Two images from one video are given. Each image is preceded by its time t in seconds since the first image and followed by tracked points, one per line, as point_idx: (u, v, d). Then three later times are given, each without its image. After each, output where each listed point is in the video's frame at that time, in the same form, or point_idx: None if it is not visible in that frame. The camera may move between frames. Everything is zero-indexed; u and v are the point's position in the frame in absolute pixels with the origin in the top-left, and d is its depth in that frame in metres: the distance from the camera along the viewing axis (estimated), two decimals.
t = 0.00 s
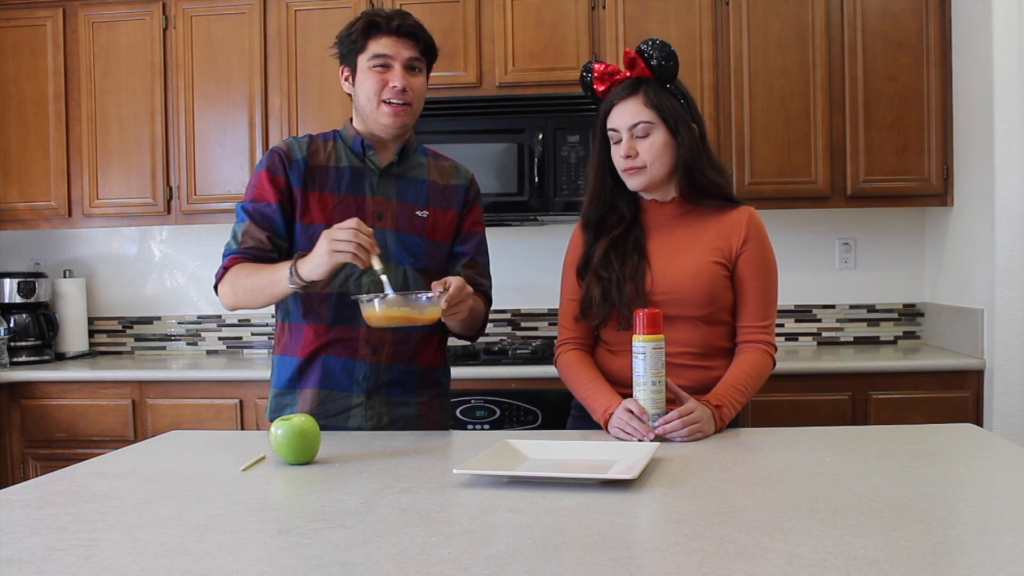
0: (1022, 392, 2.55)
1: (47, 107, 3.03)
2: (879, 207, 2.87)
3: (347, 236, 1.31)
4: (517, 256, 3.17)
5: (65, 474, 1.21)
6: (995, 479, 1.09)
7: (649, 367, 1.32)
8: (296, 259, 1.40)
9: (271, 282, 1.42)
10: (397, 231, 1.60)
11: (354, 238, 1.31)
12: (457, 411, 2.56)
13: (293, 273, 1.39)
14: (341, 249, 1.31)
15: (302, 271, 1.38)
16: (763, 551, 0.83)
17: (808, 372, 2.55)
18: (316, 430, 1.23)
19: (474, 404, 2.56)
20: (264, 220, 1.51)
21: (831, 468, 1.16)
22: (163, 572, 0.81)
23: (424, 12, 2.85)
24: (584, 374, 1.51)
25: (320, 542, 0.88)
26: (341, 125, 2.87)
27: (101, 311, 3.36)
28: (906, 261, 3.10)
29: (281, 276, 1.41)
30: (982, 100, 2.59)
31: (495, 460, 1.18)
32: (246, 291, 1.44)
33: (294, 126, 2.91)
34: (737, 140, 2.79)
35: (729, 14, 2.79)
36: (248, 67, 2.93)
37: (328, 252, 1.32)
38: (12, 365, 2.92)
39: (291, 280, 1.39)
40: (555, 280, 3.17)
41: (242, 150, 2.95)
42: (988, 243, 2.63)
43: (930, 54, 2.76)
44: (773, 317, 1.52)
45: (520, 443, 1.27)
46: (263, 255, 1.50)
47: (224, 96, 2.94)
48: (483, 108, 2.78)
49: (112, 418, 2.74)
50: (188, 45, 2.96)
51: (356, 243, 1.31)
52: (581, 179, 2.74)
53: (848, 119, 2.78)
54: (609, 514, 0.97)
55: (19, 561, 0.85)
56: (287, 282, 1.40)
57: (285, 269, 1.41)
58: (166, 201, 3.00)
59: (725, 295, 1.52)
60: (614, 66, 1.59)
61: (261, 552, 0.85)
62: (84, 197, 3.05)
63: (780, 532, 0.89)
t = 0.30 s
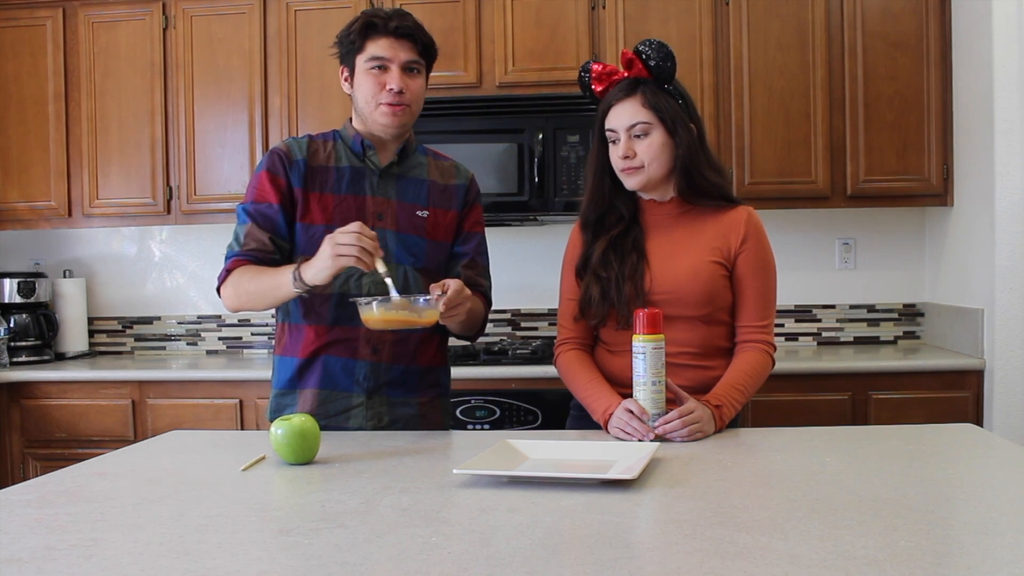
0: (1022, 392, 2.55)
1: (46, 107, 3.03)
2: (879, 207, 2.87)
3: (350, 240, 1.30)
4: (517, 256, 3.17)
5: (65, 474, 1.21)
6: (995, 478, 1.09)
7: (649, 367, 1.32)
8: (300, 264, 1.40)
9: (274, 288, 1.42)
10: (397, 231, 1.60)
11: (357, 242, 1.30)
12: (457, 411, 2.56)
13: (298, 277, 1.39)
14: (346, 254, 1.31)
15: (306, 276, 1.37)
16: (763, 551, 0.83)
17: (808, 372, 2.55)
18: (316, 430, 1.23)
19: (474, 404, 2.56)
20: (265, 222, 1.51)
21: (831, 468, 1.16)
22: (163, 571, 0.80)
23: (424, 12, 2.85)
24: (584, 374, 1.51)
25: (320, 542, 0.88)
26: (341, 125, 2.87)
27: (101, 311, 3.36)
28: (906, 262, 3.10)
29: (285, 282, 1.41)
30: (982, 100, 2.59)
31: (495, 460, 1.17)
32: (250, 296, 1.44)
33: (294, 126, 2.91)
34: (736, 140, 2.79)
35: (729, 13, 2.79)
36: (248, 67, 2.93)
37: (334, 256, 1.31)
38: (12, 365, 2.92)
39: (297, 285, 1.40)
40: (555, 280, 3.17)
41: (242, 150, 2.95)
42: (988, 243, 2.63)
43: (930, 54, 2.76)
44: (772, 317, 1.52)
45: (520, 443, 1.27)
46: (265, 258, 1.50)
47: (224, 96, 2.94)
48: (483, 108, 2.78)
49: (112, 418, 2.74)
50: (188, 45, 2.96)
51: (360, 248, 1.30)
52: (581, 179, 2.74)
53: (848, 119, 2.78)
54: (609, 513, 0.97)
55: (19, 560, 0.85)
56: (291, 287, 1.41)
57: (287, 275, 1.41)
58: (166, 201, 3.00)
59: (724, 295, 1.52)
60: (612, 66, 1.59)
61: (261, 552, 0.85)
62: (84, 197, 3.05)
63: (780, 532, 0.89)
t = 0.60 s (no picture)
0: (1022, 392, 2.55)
1: (46, 107, 3.03)
2: (879, 207, 2.87)
3: (341, 243, 1.30)
4: (517, 256, 3.17)
5: (65, 474, 1.21)
6: (995, 479, 1.09)
7: (649, 367, 1.32)
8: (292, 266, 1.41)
9: (269, 289, 1.42)
10: (397, 231, 1.60)
11: (349, 245, 1.30)
12: (457, 411, 2.56)
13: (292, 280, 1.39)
14: (339, 256, 1.31)
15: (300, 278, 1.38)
16: (762, 551, 0.83)
17: (808, 372, 2.55)
18: (316, 430, 1.23)
19: (474, 404, 2.56)
20: (265, 222, 1.51)
21: (831, 468, 1.16)
22: (163, 571, 0.80)
23: (424, 12, 2.85)
24: (583, 374, 1.51)
25: (321, 542, 0.88)
26: (341, 125, 2.87)
27: (101, 311, 3.36)
28: (906, 262, 3.10)
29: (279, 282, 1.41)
30: (982, 100, 2.59)
31: (495, 460, 1.18)
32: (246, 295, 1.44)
33: (294, 126, 2.91)
34: (736, 140, 2.79)
35: (729, 13, 2.79)
36: (248, 67, 2.93)
37: (327, 259, 1.31)
38: (12, 365, 2.92)
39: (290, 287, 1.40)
40: (555, 280, 3.17)
41: (242, 150, 2.95)
42: (988, 243, 2.63)
43: (930, 54, 2.76)
44: (772, 316, 1.52)
45: (520, 442, 1.27)
46: (264, 257, 1.50)
47: (224, 96, 2.94)
48: (483, 108, 2.78)
49: (113, 418, 2.74)
50: (188, 45, 2.96)
51: (352, 250, 1.30)
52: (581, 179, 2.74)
53: (848, 119, 2.78)
54: (609, 514, 0.97)
55: (19, 561, 0.85)
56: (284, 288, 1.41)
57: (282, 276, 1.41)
58: (166, 201, 3.00)
59: (723, 294, 1.52)
60: (610, 67, 1.59)
61: (262, 552, 0.85)
62: (84, 197, 3.05)
63: (780, 532, 0.89)
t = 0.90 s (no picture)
0: (1022, 392, 2.55)
1: (46, 107, 3.04)
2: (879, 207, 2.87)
3: (330, 251, 1.30)
4: (516, 256, 3.17)
5: (65, 474, 1.21)
6: (995, 479, 1.09)
7: (650, 367, 1.32)
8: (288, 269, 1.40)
9: (265, 293, 1.42)
10: (396, 231, 1.60)
11: (337, 253, 1.30)
12: (457, 411, 2.56)
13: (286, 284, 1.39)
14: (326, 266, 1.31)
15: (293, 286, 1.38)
16: (763, 551, 0.83)
17: (808, 372, 2.55)
18: (316, 430, 1.23)
19: (474, 404, 2.56)
20: (265, 223, 1.51)
21: (831, 468, 1.16)
22: (163, 571, 0.81)
23: (424, 12, 2.85)
24: (583, 374, 1.51)
25: (321, 542, 0.88)
26: (341, 125, 2.87)
27: (101, 311, 3.36)
28: (906, 262, 3.10)
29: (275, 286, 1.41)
30: (982, 100, 2.59)
31: (495, 460, 1.18)
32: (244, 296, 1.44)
33: (294, 127, 2.91)
34: (736, 140, 2.79)
35: (729, 13, 2.79)
36: (248, 67, 2.93)
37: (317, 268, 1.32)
38: (12, 365, 2.92)
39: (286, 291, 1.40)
40: (555, 280, 3.17)
41: (242, 150, 2.95)
42: (988, 243, 2.63)
43: (930, 54, 2.76)
44: (772, 316, 1.52)
45: (520, 442, 1.27)
46: (263, 258, 1.50)
47: (224, 96, 2.94)
48: (483, 108, 2.78)
49: (113, 418, 2.74)
50: (188, 44, 2.96)
51: (340, 259, 1.31)
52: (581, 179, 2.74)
53: (849, 119, 2.78)
54: (609, 514, 0.97)
55: (19, 561, 0.85)
56: (281, 293, 1.41)
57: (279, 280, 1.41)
58: (166, 201, 3.00)
59: (723, 294, 1.52)
60: (610, 66, 1.59)
61: (262, 552, 0.85)
62: (84, 197, 3.05)
63: (780, 532, 0.89)
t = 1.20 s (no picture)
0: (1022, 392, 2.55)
1: (46, 107, 3.04)
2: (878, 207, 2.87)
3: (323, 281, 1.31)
4: (517, 256, 3.17)
5: (65, 474, 1.21)
6: (995, 479, 1.09)
7: (649, 367, 1.32)
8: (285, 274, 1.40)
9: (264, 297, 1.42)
10: (396, 231, 1.60)
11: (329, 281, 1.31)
12: (457, 411, 2.56)
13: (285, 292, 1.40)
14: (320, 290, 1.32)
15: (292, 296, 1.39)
16: (763, 551, 0.83)
17: (808, 372, 2.55)
18: (316, 430, 1.23)
19: (474, 404, 2.56)
20: (264, 223, 1.51)
21: (831, 468, 1.16)
22: (163, 571, 0.81)
23: (424, 12, 2.85)
24: (583, 374, 1.51)
25: (321, 542, 0.88)
26: (341, 124, 2.87)
27: (101, 311, 3.36)
28: (906, 262, 3.10)
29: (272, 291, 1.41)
30: (982, 99, 2.59)
31: (495, 460, 1.18)
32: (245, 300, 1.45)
33: (294, 127, 2.91)
34: (736, 140, 2.79)
35: (729, 13, 2.79)
36: (248, 67, 2.93)
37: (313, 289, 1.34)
38: (12, 365, 2.92)
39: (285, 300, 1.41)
40: (555, 280, 3.17)
41: (242, 150, 2.95)
42: (988, 244, 2.63)
43: (930, 54, 2.76)
44: (772, 314, 1.52)
45: (521, 442, 1.27)
46: (264, 258, 1.50)
47: (224, 96, 2.94)
48: (483, 108, 2.78)
49: (113, 418, 2.74)
50: (188, 44, 2.96)
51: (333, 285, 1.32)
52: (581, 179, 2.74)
53: (849, 119, 2.78)
54: (609, 513, 0.97)
55: (19, 561, 0.85)
56: (278, 298, 1.42)
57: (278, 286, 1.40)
58: (166, 201, 3.00)
59: (723, 293, 1.52)
60: (609, 67, 1.59)
61: (262, 552, 0.86)
62: (84, 197, 3.05)
63: (780, 532, 0.89)
